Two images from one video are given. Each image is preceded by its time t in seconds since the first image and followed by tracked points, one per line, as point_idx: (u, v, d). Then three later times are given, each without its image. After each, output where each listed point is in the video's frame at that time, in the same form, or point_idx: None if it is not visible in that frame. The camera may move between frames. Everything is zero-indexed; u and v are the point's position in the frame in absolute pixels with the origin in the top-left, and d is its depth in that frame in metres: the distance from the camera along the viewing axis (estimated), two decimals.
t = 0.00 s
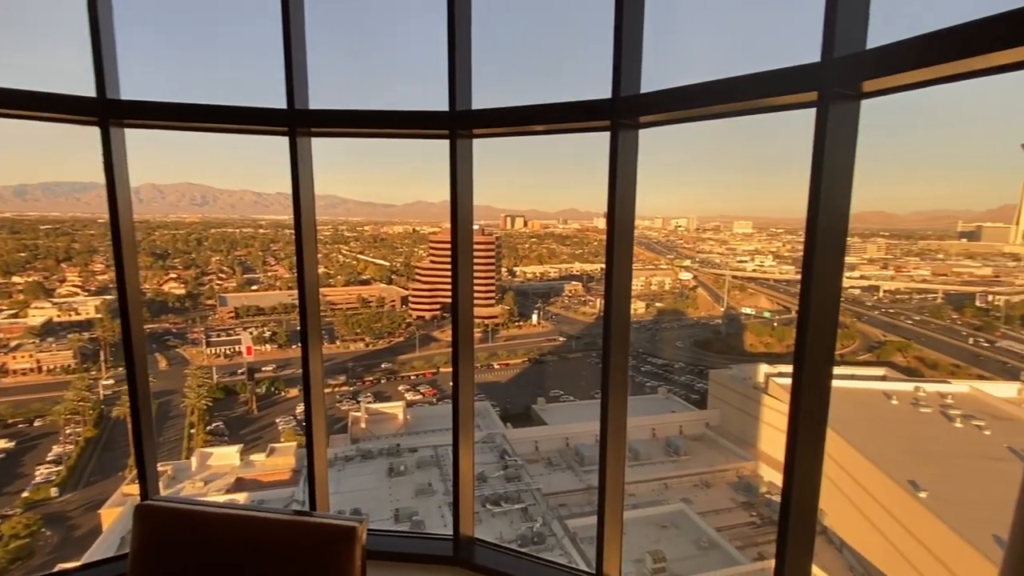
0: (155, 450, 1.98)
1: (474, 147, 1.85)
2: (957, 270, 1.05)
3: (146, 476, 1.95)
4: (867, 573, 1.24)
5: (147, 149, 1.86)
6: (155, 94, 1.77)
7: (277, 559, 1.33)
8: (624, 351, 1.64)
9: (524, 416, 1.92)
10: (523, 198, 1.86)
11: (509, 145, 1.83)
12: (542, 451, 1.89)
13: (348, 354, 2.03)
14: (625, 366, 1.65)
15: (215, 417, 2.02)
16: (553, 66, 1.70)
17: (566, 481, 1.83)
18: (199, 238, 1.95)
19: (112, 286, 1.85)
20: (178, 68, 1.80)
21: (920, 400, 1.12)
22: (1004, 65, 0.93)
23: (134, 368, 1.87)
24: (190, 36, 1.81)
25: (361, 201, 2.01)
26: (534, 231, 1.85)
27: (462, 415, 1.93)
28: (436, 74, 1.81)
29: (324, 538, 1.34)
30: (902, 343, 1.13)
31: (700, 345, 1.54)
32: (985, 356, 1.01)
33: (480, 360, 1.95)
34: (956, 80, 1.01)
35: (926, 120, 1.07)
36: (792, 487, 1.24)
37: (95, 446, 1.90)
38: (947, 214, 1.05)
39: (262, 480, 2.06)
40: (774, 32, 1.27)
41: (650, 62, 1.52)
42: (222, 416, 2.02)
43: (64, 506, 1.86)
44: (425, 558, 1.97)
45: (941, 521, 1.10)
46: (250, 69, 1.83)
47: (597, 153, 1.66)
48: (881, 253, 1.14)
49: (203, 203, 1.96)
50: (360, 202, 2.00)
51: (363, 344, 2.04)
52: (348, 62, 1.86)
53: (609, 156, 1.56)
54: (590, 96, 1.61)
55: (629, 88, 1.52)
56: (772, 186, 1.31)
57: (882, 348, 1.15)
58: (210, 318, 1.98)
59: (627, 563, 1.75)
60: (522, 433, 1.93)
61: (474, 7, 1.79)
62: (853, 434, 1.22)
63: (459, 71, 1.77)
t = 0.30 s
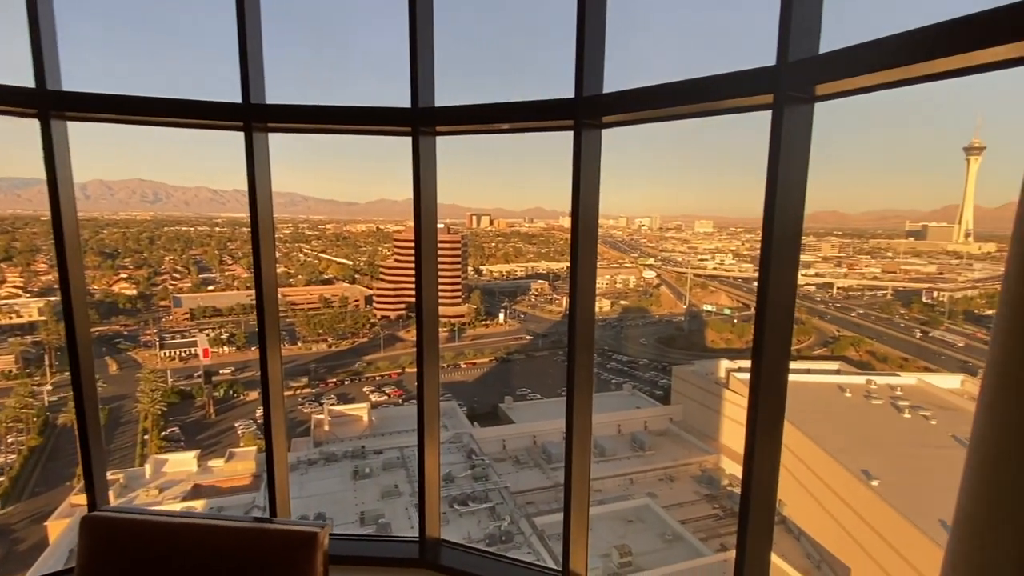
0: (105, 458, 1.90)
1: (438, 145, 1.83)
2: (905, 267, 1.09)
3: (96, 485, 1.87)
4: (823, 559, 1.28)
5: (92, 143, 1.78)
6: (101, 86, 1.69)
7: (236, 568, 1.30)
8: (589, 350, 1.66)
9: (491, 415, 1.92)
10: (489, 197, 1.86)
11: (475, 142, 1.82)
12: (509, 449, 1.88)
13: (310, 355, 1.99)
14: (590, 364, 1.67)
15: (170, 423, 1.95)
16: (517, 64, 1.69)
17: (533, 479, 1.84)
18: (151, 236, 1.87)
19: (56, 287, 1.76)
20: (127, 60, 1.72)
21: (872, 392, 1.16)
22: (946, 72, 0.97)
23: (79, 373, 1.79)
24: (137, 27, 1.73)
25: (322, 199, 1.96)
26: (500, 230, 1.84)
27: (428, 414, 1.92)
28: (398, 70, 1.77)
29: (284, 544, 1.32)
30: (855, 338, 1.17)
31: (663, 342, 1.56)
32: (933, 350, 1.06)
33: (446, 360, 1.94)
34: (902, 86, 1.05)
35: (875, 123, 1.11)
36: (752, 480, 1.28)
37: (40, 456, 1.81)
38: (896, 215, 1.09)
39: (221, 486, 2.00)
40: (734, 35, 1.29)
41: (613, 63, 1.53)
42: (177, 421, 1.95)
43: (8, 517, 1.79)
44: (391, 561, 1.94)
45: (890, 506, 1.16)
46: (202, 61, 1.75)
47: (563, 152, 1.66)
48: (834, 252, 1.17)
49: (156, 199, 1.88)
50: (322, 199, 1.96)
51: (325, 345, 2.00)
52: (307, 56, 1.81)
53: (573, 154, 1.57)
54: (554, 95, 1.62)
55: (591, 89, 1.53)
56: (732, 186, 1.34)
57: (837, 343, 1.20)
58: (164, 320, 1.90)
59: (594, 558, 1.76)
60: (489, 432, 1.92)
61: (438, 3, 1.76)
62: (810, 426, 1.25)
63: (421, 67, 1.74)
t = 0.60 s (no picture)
0: (61, 464, 1.85)
1: (407, 141, 1.82)
2: (865, 264, 1.12)
3: (49, 492, 1.82)
4: (790, 549, 1.31)
5: (42, 137, 1.71)
6: (50, 77, 1.63)
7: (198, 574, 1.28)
8: (560, 346, 1.67)
9: (463, 414, 1.91)
10: (461, 194, 1.85)
11: (446, 140, 1.81)
12: (482, 448, 1.88)
13: (277, 356, 1.95)
14: (561, 362, 1.68)
15: (131, 427, 1.88)
16: (487, 61, 1.69)
17: (506, 477, 1.84)
18: (108, 234, 1.80)
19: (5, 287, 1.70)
20: (80, 51, 1.65)
21: (834, 385, 1.18)
22: (901, 74, 1.00)
23: (28, 375, 1.73)
24: (90, 17, 1.67)
25: (288, 196, 1.92)
26: (471, 227, 1.84)
27: (398, 413, 1.89)
28: (365, 65, 1.74)
29: (249, 549, 1.30)
30: (818, 332, 1.21)
31: (634, 339, 1.58)
32: (891, 343, 1.08)
33: (418, 359, 1.93)
34: (861, 86, 1.08)
35: (836, 123, 1.14)
36: (719, 472, 1.30)
37: None
38: (856, 213, 1.12)
39: (185, 492, 1.94)
40: (700, 35, 1.31)
41: (583, 62, 1.54)
42: (138, 425, 1.89)
43: None
44: (362, 563, 1.92)
45: (853, 496, 1.19)
46: (160, 52, 1.69)
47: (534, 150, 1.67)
48: (798, 249, 1.21)
49: (114, 196, 1.80)
50: (289, 197, 1.92)
51: (293, 345, 1.96)
52: (271, 50, 1.77)
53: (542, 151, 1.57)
54: (524, 93, 1.61)
55: (561, 87, 1.54)
56: (700, 185, 1.36)
57: (801, 338, 1.23)
58: (123, 321, 1.83)
59: (567, 554, 1.78)
60: (461, 431, 1.91)
61: None
62: (776, 418, 1.29)
63: (389, 62, 1.71)
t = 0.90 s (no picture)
0: (29, 468, 1.80)
1: (384, 138, 1.80)
2: (839, 261, 1.14)
3: (15, 498, 1.77)
4: (768, 541, 1.34)
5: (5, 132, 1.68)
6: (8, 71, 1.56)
7: None
8: (539, 343, 1.67)
9: (444, 412, 1.90)
10: (440, 192, 1.84)
11: (425, 136, 1.79)
12: (463, 446, 1.87)
13: (254, 356, 1.92)
14: (540, 359, 1.68)
15: (102, 430, 1.84)
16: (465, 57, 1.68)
17: (488, 475, 1.84)
18: (76, 232, 1.75)
19: None
20: (42, 43, 1.60)
21: (809, 379, 1.21)
22: (871, 73, 1.02)
23: None
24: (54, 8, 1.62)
25: (263, 193, 1.90)
26: (451, 225, 1.83)
27: (377, 412, 1.89)
28: (340, 60, 1.72)
29: (223, 552, 1.28)
30: (794, 328, 1.23)
31: (614, 335, 1.59)
32: (863, 338, 1.11)
33: (398, 357, 1.91)
34: (833, 86, 1.10)
35: (810, 122, 1.16)
36: (696, 466, 1.32)
37: None
38: (830, 211, 1.14)
39: (159, 496, 1.90)
40: (676, 33, 1.32)
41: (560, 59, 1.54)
42: (109, 428, 1.84)
43: None
44: (342, 564, 1.90)
45: (828, 489, 1.20)
46: (127, 45, 1.65)
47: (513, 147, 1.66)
48: (774, 246, 1.23)
49: (81, 192, 1.75)
50: (264, 194, 1.90)
51: (270, 345, 1.93)
52: (243, 44, 1.74)
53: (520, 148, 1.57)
54: (501, 89, 1.61)
55: (538, 84, 1.54)
56: (677, 183, 1.37)
57: (777, 333, 1.26)
58: (92, 321, 1.78)
59: (549, 550, 1.78)
60: (442, 430, 1.91)
61: None
62: (751, 412, 1.31)
63: (363, 57, 1.68)
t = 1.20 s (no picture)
0: (14, 469, 1.77)
1: (375, 134, 1.79)
2: (829, 259, 1.15)
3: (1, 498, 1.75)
4: (758, 536, 1.35)
5: None
6: None
7: None
8: (529, 341, 1.68)
9: (437, 410, 1.90)
10: (432, 189, 1.84)
11: (417, 134, 1.79)
12: (456, 444, 1.88)
13: (244, 354, 1.91)
14: (530, 356, 1.69)
15: (90, 430, 1.82)
16: (454, 54, 1.67)
17: (481, 472, 1.84)
18: (63, 229, 1.73)
19: None
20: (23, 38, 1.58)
21: (800, 376, 1.22)
22: (858, 72, 1.03)
23: None
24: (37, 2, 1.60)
25: (253, 190, 1.89)
26: (443, 222, 1.83)
27: (367, 410, 1.88)
28: (329, 56, 1.70)
29: (211, 550, 1.27)
30: (785, 325, 1.24)
31: (606, 333, 1.60)
32: (851, 335, 1.12)
33: (388, 356, 1.90)
34: (821, 84, 1.10)
35: (799, 120, 1.17)
36: (686, 463, 1.32)
37: None
38: (820, 209, 1.16)
39: (149, 495, 1.89)
40: (664, 30, 1.32)
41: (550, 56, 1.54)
42: (98, 427, 1.83)
43: None
44: (333, 562, 1.90)
45: (818, 484, 1.21)
46: (112, 40, 1.63)
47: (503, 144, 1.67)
48: (764, 244, 1.24)
49: (67, 189, 1.74)
50: (253, 190, 1.89)
51: (260, 343, 1.92)
52: (231, 39, 1.72)
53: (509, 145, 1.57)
54: (490, 85, 1.60)
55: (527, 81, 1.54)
56: (667, 181, 1.38)
57: (767, 330, 1.27)
58: (80, 319, 1.77)
59: (541, 547, 1.79)
60: (434, 428, 1.91)
61: None
62: (742, 408, 1.33)
63: (352, 53, 1.67)
